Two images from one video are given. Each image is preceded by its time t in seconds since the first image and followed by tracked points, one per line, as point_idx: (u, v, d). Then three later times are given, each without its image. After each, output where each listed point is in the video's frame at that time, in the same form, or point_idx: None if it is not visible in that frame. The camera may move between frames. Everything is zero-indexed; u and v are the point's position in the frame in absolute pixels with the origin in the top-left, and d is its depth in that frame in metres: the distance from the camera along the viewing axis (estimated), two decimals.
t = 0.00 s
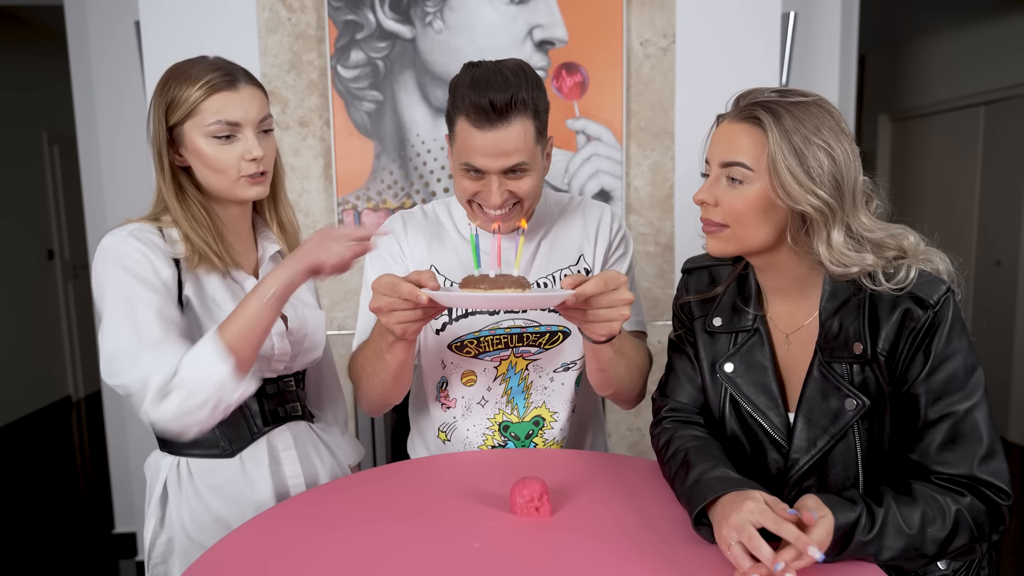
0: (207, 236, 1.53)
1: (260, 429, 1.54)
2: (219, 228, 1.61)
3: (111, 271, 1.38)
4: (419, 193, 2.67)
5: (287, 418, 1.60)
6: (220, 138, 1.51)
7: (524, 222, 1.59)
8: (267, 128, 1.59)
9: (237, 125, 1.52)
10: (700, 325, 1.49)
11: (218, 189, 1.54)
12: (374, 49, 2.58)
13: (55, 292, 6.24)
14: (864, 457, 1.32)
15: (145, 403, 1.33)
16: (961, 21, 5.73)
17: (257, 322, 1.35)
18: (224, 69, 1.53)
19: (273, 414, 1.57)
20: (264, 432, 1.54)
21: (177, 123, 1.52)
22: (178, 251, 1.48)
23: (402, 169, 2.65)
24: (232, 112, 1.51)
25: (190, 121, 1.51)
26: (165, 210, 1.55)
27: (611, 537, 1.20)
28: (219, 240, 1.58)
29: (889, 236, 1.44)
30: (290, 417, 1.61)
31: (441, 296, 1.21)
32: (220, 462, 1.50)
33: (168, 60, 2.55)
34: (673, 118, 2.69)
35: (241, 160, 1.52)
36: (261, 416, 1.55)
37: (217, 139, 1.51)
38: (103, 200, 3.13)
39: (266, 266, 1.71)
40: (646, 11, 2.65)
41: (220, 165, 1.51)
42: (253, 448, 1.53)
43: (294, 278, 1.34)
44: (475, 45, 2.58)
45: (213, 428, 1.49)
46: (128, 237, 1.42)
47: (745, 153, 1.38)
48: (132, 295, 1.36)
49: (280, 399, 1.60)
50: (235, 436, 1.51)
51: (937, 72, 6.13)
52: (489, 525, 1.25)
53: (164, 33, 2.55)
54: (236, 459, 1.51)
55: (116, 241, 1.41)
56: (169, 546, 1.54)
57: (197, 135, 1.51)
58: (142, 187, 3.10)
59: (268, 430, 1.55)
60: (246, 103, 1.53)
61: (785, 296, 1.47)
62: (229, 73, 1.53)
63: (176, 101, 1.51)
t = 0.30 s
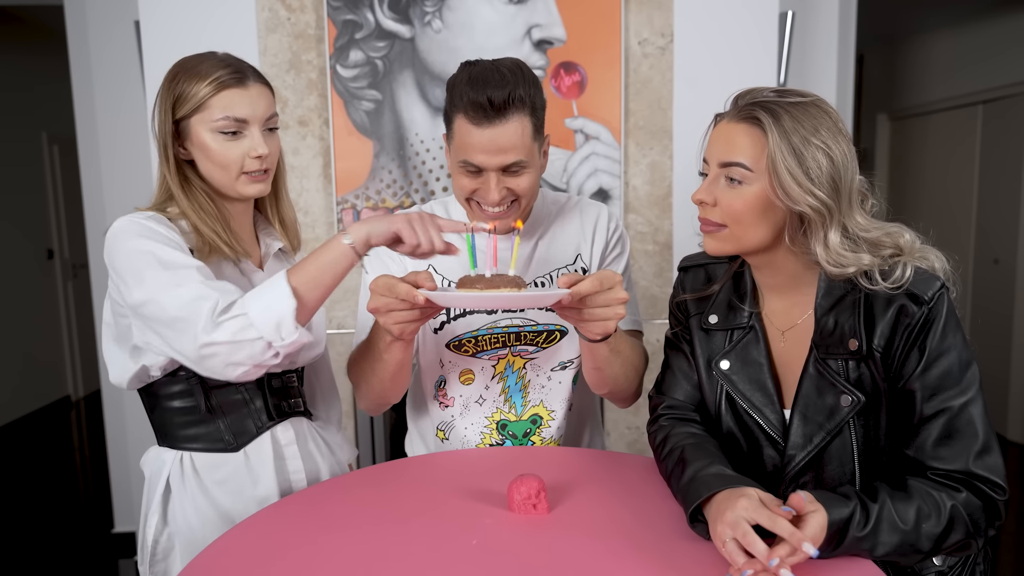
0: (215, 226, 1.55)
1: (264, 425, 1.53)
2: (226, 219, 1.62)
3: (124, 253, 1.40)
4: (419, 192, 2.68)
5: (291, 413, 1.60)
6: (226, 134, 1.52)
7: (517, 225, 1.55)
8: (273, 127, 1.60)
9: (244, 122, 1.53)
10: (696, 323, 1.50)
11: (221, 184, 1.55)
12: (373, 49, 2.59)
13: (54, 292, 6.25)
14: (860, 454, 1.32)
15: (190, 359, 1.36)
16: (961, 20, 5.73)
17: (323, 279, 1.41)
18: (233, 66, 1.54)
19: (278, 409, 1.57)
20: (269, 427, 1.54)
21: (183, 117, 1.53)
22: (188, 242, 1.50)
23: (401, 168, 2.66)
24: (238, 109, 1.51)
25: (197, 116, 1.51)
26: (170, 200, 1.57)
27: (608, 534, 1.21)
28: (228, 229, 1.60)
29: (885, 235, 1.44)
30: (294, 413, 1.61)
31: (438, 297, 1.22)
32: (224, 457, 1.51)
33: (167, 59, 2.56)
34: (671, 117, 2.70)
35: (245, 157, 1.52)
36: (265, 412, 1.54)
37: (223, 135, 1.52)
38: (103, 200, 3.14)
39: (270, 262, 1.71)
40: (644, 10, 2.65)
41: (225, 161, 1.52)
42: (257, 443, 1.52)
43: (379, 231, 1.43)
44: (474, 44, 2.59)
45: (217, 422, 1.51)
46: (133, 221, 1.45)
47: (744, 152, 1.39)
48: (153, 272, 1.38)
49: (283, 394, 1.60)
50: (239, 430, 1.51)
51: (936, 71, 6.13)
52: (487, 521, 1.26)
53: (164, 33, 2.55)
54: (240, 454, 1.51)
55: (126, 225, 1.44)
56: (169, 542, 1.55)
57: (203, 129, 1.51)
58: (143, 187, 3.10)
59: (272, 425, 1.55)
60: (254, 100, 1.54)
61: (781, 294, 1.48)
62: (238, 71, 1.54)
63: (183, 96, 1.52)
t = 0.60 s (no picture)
0: (212, 223, 1.53)
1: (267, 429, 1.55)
2: (225, 219, 1.60)
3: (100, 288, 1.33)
4: (417, 192, 2.68)
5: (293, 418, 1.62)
6: (242, 127, 1.53)
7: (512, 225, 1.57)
8: (287, 129, 1.62)
9: (260, 117, 1.55)
10: (692, 322, 1.50)
11: (231, 177, 1.54)
12: (371, 49, 2.59)
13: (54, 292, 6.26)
14: (857, 452, 1.33)
15: (93, 443, 1.32)
16: (960, 19, 5.73)
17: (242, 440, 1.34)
18: (253, 66, 1.57)
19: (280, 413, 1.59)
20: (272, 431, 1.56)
21: (201, 107, 1.53)
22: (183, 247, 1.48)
23: (400, 168, 2.66)
24: (256, 103, 1.53)
25: (214, 107, 1.52)
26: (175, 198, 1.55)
27: (605, 532, 1.21)
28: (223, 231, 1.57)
29: (883, 234, 1.45)
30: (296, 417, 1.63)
31: (435, 296, 1.22)
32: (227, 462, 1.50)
33: (166, 60, 2.57)
34: (669, 117, 2.70)
35: (259, 152, 1.54)
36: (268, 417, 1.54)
37: (239, 127, 1.53)
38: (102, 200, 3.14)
39: (271, 267, 1.72)
40: (642, 10, 2.65)
41: (238, 153, 1.52)
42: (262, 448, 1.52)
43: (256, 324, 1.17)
44: (472, 44, 2.59)
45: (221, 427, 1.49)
46: (129, 246, 1.38)
47: (742, 154, 1.39)
48: (120, 326, 1.33)
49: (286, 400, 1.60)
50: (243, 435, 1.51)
51: (934, 71, 6.14)
52: (484, 520, 1.26)
53: (163, 34, 2.56)
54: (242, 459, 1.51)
55: (120, 252, 1.36)
56: (176, 548, 1.54)
57: (219, 121, 1.52)
58: (142, 187, 3.10)
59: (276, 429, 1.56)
60: (272, 99, 1.57)
61: (778, 292, 1.48)
62: (258, 70, 1.57)
63: (199, 90, 1.53)
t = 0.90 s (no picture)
0: (197, 231, 1.52)
1: (250, 433, 1.55)
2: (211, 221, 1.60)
3: (88, 292, 1.37)
4: (416, 191, 2.69)
5: (278, 421, 1.61)
6: (227, 125, 1.53)
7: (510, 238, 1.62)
8: (275, 123, 1.61)
9: (246, 113, 1.54)
10: (690, 320, 1.51)
11: (220, 177, 1.54)
12: (370, 48, 2.59)
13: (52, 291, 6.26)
14: (853, 450, 1.33)
15: (87, 456, 1.36)
16: (961, 18, 5.75)
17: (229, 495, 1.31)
18: (236, 62, 1.56)
19: (264, 419, 1.58)
20: (255, 435, 1.56)
21: (185, 108, 1.53)
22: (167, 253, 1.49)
23: (399, 167, 2.67)
24: (240, 100, 1.53)
25: (198, 106, 1.52)
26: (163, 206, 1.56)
27: (602, 528, 1.22)
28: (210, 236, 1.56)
29: (880, 232, 1.45)
30: (282, 420, 1.62)
31: (433, 310, 1.24)
32: (209, 464, 1.51)
33: (164, 58, 2.57)
34: (668, 116, 2.71)
35: (246, 149, 1.53)
36: (251, 418, 1.56)
37: (224, 125, 1.53)
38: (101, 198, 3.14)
39: (262, 267, 1.72)
40: (640, 9, 2.66)
41: (226, 153, 1.52)
42: (243, 451, 1.54)
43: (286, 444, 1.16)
44: (471, 43, 2.60)
45: (203, 431, 1.51)
46: (114, 251, 1.41)
47: (739, 154, 1.39)
48: (109, 329, 1.36)
49: (271, 402, 1.61)
50: (226, 439, 1.52)
51: (932, 70, 6.14)
52: (483, 517, 1.26)
53: (161, 31, 2.56)
54: (222, 463, 1.52)
55: (105, 257, 1.40)
56: (158, 544, 1.56)
57: (204, 120, 1.52)
58: (141, 186, 3.10)
59: (258, 433, 1.56)
60: (257, 94, 1.56)
61: (776, 290, 1.49)
62: (241, 65, 1.57)
63: (184, 90, 1.53)
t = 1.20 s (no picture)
0: (195, 232, 1.52)
1: (246, 432, 1.55)
2: (211, 223, 1.61)
3: (88, 290, 1.37)
4: (416, 191, 2.69)
5: (275, 421, 1.61)
6: (225, 130, 1.53)
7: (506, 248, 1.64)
8: (273, 126, 1.61)
9: (244, 118, 1.55)
10: (689, 320, 1.51)
11: (218, 182, 1.54)
12: (369, 49, 2.60)
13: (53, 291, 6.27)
14: (852, 450, 1.34)
15: (87, 453, 1.36)
16: (958, 19, 5.75)
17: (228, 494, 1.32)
18: (234, 65, 1.56)
19: (260, 418, 1.59)
20: (251, 436, 1.56)
21: (184, 113, 1.54)
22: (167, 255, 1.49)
23: (398, 167, 2.67)
24: (238, 105, 1.53)
25: (197, 111, 1.53)
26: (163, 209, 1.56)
27: (602, 529, 1.22)
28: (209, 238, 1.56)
29: (879, 233, 1.45)
30: (278, 419, 1.62)
31: (429, 320, 1.25)
32: (205, 463, 1.51)
33: (164, 59, 2.57)
34: (667, 117, 2.71)
35: (244, 153, 1.53)
36: (248, 418, 1.56)
37: (222, 130, 1.53)
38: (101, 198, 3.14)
39: (262, 268, 1.72)
40: (640, 10, 2.66)
41: (224, 157, 1.52)
42: (240, 450, 1.54)
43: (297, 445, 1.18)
44: (470, 44, 2.60)
45: (200, 430, 1.51)
46: (115, 250, 1.42)
47: (738, 155, 1.40)
48: (109, 327, 1.37)
49: (268, 402, 1.61)
50: (222, 438, 1.52)
51: (930, 71, 6.15)
52: (483, 517, 1.27)
53: (161, 32, 2.56)
54: (219, 463, 1.52)
55: (106, 256, 1.40)
56: (155, 542, 1.56)
57: (202, 125, 1.52)
58: (141, 186, 3.10)
59: (255, 432, 1.57)
60: (254, 98, 1.56)
61: (775, 291, 1.49)
62: (239, 69, 1.57)
63: (182, 94, 1.53)
